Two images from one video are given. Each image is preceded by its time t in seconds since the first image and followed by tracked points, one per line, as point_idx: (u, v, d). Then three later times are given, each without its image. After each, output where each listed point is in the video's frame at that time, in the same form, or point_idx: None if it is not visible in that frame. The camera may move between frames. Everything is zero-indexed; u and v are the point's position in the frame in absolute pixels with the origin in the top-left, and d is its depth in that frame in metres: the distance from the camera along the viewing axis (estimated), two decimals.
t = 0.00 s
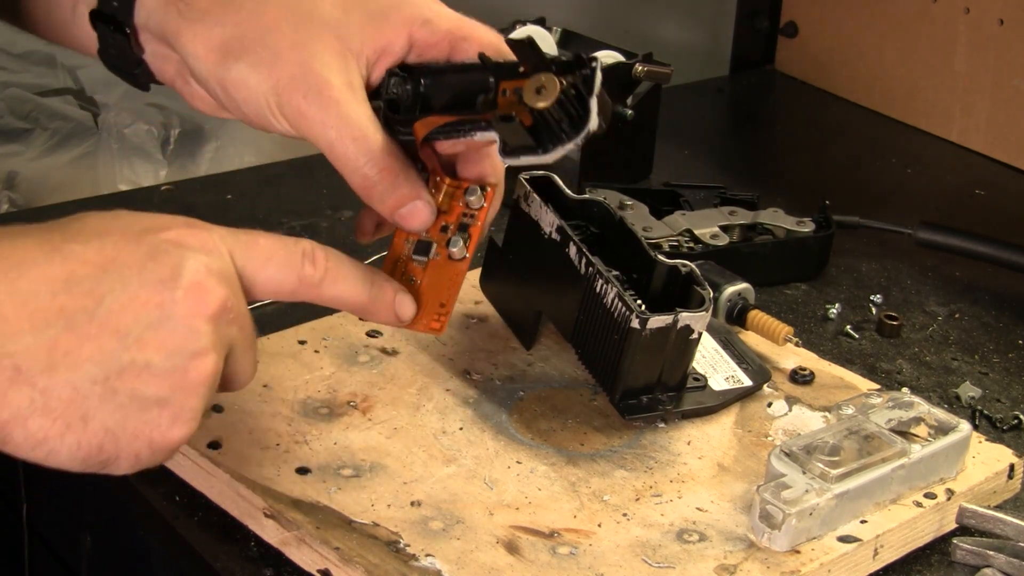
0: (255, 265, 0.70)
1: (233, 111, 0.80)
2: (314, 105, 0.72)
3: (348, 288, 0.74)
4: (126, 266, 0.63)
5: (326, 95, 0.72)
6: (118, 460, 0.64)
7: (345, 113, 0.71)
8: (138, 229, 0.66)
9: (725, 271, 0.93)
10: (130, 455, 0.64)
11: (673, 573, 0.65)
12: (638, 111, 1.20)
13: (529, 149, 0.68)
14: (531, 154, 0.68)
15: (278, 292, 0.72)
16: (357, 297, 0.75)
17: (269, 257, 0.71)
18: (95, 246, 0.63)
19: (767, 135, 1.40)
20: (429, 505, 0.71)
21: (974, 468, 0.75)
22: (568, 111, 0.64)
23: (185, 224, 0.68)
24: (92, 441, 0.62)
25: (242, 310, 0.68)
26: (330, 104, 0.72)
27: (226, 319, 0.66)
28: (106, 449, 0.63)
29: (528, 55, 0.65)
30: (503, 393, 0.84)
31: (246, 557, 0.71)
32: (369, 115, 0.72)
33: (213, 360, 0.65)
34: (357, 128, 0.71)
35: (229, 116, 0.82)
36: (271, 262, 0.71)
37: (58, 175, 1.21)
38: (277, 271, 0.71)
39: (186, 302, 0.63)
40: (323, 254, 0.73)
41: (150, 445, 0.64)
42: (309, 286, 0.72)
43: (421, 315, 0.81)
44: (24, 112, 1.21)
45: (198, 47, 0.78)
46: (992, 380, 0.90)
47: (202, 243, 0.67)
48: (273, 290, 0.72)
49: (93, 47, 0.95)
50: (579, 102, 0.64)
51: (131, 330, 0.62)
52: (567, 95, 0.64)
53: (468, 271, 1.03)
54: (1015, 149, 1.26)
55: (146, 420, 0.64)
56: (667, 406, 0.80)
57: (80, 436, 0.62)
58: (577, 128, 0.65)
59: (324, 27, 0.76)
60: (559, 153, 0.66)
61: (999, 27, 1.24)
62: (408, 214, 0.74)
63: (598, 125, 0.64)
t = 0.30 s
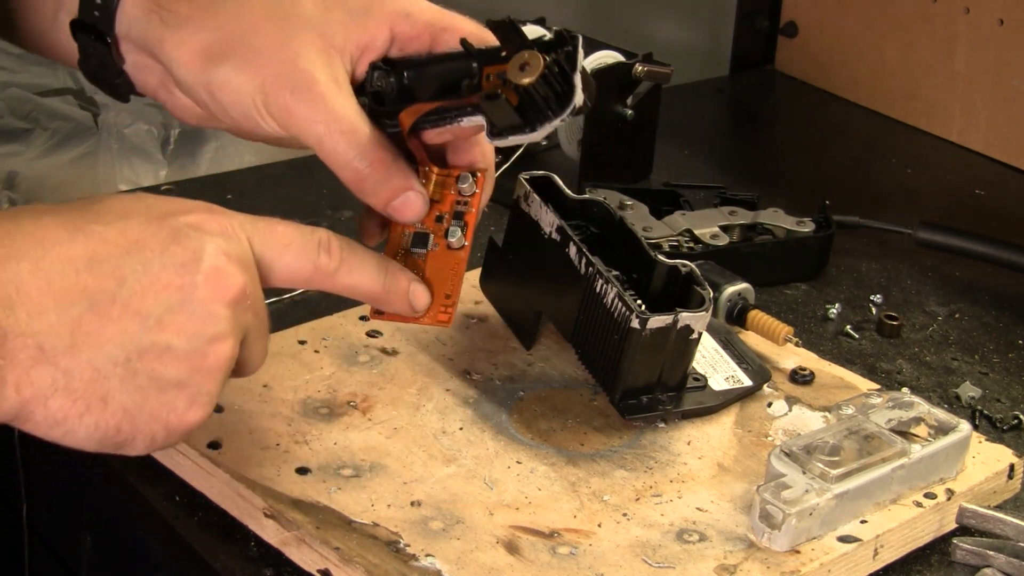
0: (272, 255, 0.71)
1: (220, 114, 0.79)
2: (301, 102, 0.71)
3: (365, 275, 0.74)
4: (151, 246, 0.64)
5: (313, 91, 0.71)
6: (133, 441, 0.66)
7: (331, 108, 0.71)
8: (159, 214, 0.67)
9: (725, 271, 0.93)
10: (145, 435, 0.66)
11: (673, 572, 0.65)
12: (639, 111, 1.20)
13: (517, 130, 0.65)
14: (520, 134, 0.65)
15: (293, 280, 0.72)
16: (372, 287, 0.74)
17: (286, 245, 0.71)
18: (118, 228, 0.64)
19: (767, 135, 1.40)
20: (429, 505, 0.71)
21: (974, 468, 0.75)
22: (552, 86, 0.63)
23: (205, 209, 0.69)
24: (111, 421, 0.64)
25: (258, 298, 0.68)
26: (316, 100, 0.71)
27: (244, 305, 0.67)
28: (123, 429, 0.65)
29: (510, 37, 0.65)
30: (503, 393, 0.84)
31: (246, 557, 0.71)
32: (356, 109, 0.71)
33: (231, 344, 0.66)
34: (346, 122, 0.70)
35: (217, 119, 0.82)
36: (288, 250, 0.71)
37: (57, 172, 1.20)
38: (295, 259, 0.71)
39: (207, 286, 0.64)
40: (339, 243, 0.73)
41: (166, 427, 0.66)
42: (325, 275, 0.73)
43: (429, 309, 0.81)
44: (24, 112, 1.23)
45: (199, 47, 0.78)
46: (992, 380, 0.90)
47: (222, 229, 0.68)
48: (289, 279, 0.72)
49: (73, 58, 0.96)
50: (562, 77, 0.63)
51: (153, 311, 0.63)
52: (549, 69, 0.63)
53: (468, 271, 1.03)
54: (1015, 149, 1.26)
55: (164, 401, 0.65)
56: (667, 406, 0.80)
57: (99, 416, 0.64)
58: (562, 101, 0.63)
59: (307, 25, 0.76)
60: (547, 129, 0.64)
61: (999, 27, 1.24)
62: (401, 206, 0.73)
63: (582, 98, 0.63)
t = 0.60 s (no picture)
0: (277, 254, 0.70)
1: (212, 122, 0.80)
2: (290, 104, 0.72)
3: (371, 273, 0.73)
4: (159, 243, 0.64)
5: (301, 92, 0.72)
6: (132, 435, 0.67)
7: (321, 107, 0.71)
8: (166, 208, 0.66)
9: (725, 271, 0.93)
10: (144, 430, 0.67)
11: (673, 572, 0.65)
12: (639, 111, 1.20)
13: (506, 115, 0.65)
14: (510, 119, 0.64)
15: (299, 277, 0.72)
16: (379, 284, 0.74)
17: (292, 243, 0.71)
18: (128, 223, 0.64)
19: (767, 135, 1.40)
20: (429, 505, 0.71)
21: (974, 468, 0.75)
22: (539, 71, 0.62)
23: (212, 204, 0.68)
24: (112, 414, 0.64)
25: (262, 298, 0.69)
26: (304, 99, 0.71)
27: (247, 305, 0.67)
28: (123, 423, 0.65)
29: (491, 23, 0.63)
30: (503, 393, 0.84)
31: (246, 557, 0.71)
32: (345, 108, 0.71)
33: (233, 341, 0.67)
34: (335, 121, 0.70)
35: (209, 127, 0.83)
36: (295, 249, 0.71)
37: (55, 170, 1.20)
38: (302, 256, 0.71)
39: (214, 285, 0.65)
40: (345, 240, 0.73)
41: (165, 423, 0.67)
42: (330, 274, 0.72)
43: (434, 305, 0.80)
44: (24, 112, 1.24)
45: (190, 53, 0.79)
46: (992, 380, 0.90)
47: (230, 226, 0.68)
48: (296, 276, 0.72)
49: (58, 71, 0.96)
50: (548, 59, 0.61)
51: (159, 308, 0.63)
52: (534, 53, 0.61)
53: (468, 271, 1.03)
54: (1015, 149, 1.26)
55: (165, 398, 0.66)
56: (667, 406, 0.80)
57: (101, 411, 0.64)
58: (550, 84, 0.62)
59: (292, 29, 0.76)
60: (536, 113, 0.63)
61: (999, 26, 1.24)
62: (396, 202, 0.72)
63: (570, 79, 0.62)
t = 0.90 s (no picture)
0: (271, 271, 0.71)
1: (208, 130, 0.80)
2: (285, 112, 0.72)
3: (364, 288, 0.74)
4: (154, 264, 0.64)
5: (296, 101, 0.71)
6: (125, 454, 0.67)
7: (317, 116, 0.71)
8: (162, 227, 0.66)
9: (725, 270, 0.93)
10: (137, 452, 0.67)
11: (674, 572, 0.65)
12: (638, 111, 1.20)
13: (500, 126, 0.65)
14: (504, 129, 0.65)
15: (292, 293, 0.72)
16: (372, 298, 0.74)
17: (285, 261, 0.71)
18: (125, 244, 0.64)
19: (767, 135, 1.40)
20: (429, 505, 0.71)
21: (974, 468, 0.75)
22: (533, 83, 0.62)
23: (207, 224, 0.69)
24: (106, 433, 0.65)
25: (257, 317, 0.69)
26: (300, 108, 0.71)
27: (242, 325, 0.67)
28: (116, 443, 0.65)
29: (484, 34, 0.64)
30: (503, 393, 0.84)
31: (246, 557, 0.71)
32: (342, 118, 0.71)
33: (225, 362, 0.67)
34: (330, 130, 0.70)
35: (206, 137, 0.83)
36: (288, 266, 0.71)
37: (55, 172, 1.20)
38: (294, 275, 0.71)
39: (205, 309, 0.65)
40: (339, 257, 0.73)
41: (156, 443, 0.67)
42: (325, 289, 0.73)
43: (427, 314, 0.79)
44: (24, 113, 1.24)
45: (190, 56, 0.79)
46: (992, 380, 0.90)
47: (224, 247, 0.68)
48: (289, 293, 0.72)
49: (55, 77, 0.96)
50: (542, 70, 0.62)
51: (152, 329, 0.64)
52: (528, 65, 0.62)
53: (467, 271, 1.03)
54: (1015, 149, 1.26)
55: (156, 420, 0.66)
56: (667, 405, 0.80)
57: (94, 430, 0.64)
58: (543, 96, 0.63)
59: (288, 37, 0.76)
60: (530, 123, 0.64)
61: (999, 27, 1.25)
62: (389, 211, 0.73)
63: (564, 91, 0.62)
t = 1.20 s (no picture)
0: (271, 274, 0.71)
1: (211, 132, 0.80)
2: (289, 114, 0.72)
3: (364, 291, 0.73)
4: (153, 267, 0.64)
5: (300, 103, 0.71)
6: (126, 457, 0.66)
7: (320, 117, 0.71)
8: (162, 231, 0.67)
9: (725, 270, 0.93)
10: (137, 455, 0.67)
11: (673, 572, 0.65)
12: (639, 111, 1.20)
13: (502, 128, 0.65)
14: (506, 132, 0.65)
15: (292, 297, 0.72)
16: (372, 301, 0.74)
17: (284, 264, 0.71)
18: (126, 247, 0.64)
19: (767, 135, 1.40)
20: (429, 505, 0.71)
21: (974, 468, 0.75)
22: (535, 86, 0.62)
23: (207, 228, 0.69)
24: (106, 437, 0.64)
25: (258, 321, 0.69)
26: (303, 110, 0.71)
27: (242, 328, 0.67)
28: (116, 446, 0.65)
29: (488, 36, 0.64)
30: (503, 393, 0.84)
31: (246, 557, 0.71)
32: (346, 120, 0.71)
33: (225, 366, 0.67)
34: (334, 131, 0.70)
35: (211, 139, 0.83)
36: (288, 269, 0.71)
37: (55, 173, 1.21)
38: (294, 279, 0.71)
39: (204, 312, 0.65)
40: (339, 260, 0.73)
41: (157, 447, 0.66)
42: (325, 292, 0.73)
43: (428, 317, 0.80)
44: (24, 112, 1.24)
45: (196, 55, 0.79)
46: (992, 380, 0.90)
47: (224, 251, 0.68)
48: (289, 295, 0.72)
49: (58, 80, 0.96)
50: (545, 74, 0.62)
51: (152, 332, 0.64)
52: (531, 68, 0.62)
53: (467, 271, 1.03)
54: (1015, 149, 1.27)
55: (157, 423, 0.66)
56: (667, 406, 0.80)
57: (94, 433, 0.64)
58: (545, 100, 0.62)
59: (293, 39, 0.76)
60: (532, 126, 0.64)
61: (999, 27, 1.25)
62: (392, 213, 0.73)
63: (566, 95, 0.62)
